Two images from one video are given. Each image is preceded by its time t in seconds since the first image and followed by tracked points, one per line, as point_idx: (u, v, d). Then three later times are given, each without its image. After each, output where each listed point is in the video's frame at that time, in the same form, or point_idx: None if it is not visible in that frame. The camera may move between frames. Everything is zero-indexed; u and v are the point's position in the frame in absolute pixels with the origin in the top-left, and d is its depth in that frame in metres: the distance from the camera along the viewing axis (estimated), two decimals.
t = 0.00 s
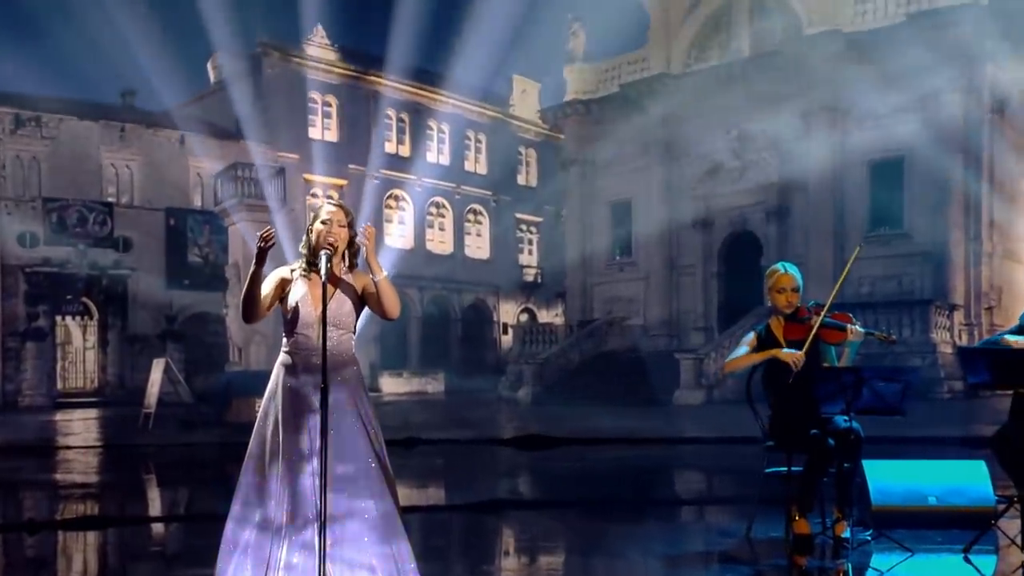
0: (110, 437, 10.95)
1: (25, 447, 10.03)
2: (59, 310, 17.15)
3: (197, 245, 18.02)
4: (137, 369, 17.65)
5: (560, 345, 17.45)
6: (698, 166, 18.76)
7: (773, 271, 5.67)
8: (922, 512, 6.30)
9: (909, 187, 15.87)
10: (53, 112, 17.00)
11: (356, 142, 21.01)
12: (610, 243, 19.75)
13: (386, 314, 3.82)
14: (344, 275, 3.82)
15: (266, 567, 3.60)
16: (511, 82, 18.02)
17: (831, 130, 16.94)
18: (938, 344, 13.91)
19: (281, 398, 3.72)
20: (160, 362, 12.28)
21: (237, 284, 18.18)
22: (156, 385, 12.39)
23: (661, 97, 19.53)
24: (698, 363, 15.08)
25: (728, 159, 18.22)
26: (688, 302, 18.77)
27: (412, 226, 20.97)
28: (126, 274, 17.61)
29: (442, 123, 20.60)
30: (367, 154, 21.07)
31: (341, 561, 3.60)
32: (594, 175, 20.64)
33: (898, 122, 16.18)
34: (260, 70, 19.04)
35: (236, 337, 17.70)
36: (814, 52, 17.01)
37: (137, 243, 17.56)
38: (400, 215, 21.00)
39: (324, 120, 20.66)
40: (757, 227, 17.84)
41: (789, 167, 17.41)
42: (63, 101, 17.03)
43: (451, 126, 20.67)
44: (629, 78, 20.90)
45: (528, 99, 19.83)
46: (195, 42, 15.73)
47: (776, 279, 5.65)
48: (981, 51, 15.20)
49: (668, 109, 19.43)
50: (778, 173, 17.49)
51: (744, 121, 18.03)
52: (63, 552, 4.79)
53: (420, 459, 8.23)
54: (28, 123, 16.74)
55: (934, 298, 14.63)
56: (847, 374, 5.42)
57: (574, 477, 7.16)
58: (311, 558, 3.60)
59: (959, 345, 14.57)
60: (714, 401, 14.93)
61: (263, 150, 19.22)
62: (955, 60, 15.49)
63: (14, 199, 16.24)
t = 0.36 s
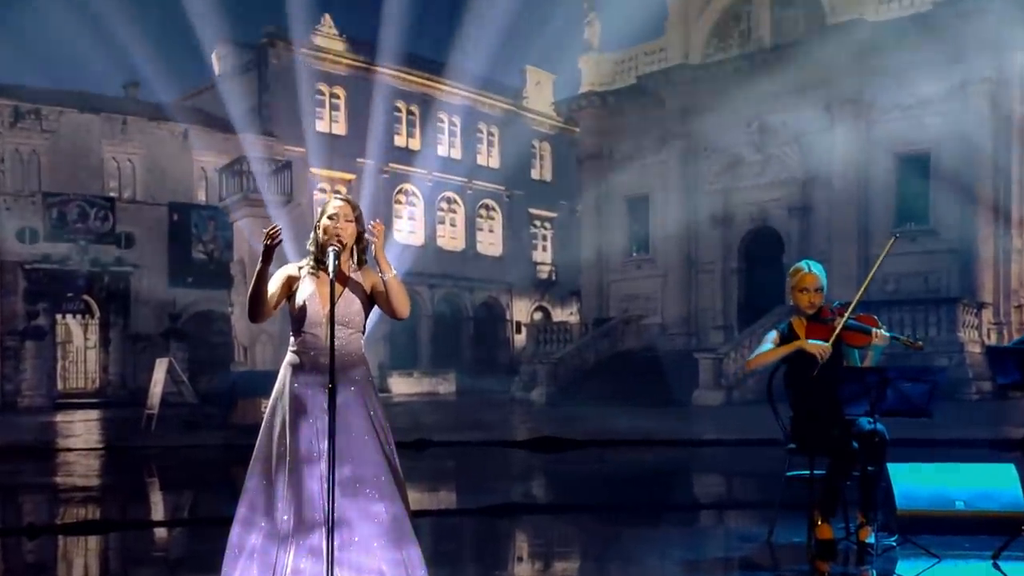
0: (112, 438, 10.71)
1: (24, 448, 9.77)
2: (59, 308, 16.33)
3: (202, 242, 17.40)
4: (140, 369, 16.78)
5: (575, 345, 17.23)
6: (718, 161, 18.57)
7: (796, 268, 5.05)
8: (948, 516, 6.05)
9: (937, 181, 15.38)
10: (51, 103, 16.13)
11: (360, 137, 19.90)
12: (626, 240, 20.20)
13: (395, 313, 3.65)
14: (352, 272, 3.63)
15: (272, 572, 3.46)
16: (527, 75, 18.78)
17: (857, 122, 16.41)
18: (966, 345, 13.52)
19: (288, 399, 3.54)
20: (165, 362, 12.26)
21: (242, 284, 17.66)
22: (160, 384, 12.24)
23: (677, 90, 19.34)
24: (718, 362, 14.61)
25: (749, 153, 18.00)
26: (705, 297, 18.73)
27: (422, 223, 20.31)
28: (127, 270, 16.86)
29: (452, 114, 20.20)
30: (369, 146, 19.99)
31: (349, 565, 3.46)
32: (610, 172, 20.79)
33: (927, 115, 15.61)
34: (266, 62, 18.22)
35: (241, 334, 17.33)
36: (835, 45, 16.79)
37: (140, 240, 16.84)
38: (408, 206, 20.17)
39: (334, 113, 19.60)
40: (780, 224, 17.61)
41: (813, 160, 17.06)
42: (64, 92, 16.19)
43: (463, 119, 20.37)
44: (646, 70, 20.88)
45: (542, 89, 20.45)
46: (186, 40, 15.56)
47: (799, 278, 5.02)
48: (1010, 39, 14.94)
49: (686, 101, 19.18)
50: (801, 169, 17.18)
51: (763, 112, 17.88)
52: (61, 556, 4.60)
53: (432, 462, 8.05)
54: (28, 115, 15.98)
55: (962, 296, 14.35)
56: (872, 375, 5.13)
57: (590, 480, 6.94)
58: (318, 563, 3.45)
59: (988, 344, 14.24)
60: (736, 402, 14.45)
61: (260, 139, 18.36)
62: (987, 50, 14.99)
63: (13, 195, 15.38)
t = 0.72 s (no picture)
0: (112, 440, 10.60)
1: (23, 450, 9.68)
2: (57, 306, 16.93)
3: (203, 238, 17.88)
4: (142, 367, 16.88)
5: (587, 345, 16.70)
6: (737, 157, 17.82)
7: (820, 266, 4.73)
8: (974, 524, 5.73)
9: (962, 178, 14.84)
10: (50, 97, 16.97)
11: (370, 130, 20.23)
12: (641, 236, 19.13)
13: (401, 319, 3.48)
14: (359, 271, 3.46)
15: None
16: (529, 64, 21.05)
17: (880, 117, 15.74)
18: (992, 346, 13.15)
19: (292, 400, 3.37)
20: (163, 363, 11.39)
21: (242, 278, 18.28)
22: (160, 387, 11.50)
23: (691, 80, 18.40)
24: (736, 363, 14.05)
25: (768, 148, 17.36)
26: (723, 296, 17.85)
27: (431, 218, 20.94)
28: (126, 267, 17.61)
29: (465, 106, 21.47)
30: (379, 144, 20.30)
31: None
32: (625, 169, 19.59)
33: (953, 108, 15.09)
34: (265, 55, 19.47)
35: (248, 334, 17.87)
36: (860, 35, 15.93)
37: (139, 236, 17.81)
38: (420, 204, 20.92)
39: (338, 105, 19.90)
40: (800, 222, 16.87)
41: (833, 156, 16.40)
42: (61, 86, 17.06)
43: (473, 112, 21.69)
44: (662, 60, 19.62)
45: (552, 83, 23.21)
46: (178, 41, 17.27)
47: (823, 276, 4.70)
48: None
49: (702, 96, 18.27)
50: (821, 162, 16.57)
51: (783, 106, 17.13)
52: (56, 564, 4.41)
53: (441, 466, 7.92)
54: (25, 108, 16.80)
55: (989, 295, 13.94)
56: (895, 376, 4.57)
57: (604, 484, 6.72)
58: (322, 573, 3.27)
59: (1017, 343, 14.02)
60: (752, 405, 14.04)
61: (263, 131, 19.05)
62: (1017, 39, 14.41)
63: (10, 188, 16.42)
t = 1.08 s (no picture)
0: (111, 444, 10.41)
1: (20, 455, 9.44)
2: (53, 305, 16.51)
3: (205, 234, 17.66)
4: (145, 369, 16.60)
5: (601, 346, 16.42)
6: (756, 151, 17.48)
7: (851, 262, 4.43)
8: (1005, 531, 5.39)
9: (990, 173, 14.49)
10: (46, 89, 16.13)
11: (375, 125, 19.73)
12: (657, 234, 18.94)
13: (403, 328, 3.29)
14: (365, 270, 3.30)
15: None
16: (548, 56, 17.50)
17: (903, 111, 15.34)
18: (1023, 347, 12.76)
19: (298, 400, 3.22)
20: (164, 364, 11.31)
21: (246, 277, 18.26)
22: (161, 388, 11.43)
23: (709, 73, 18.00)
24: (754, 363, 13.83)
25: (788, 142, 16.96)
26: (743, 297, 17.49)
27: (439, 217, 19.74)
28: (126, 266, 17.21)
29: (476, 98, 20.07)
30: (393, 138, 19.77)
31: None
32: (641, 162, 19.40)
33: (980, 102, 14.68)
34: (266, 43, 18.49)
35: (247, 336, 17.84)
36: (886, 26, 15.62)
37: (138, 233, 17.17)
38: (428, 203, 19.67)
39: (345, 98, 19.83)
40: (823, 218, 16.55)
41: (855, 151, 16.04)
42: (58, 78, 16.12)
43: (482, 105, 20.22)
44: (679, 50, 19.34)
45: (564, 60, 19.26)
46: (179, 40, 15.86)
47: (852, 272, 4.41)
48: None
49: (720, 88, 17.92)
50: (844, 158, 16.22)
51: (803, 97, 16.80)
52: (50, 570, 4.27)
53: (452, 470, 7.75)
54: (20, 99, 15.98)
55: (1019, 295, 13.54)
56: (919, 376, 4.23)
57: (617, 489, 6.54)
58: None
59: None
60: (772, 408, 13.78)
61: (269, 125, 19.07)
62: None
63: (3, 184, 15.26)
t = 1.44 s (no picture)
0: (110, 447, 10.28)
1: (17, 458, 9.37)
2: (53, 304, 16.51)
3: (207, 232, 17.76)
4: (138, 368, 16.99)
5: (617, 346, 15.95)
6: (774, 145, 16.66)
7: (886, 259, 4.13)
8: None
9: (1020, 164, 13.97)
10: (42, 82, 16.54)
11: (382, 118, 19.70)
12: (673, 229, 18.28)
13: (406, 335, 3.14)
14: (373, 267, 3.14)
15: None
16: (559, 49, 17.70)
17: (930, 105, 14.71)
18: None
19: (304, 405, 3.07)
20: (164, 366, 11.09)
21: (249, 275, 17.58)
22: (161, 391, 11.11)
23: (729, 63, 17.03)
24: (774, 367, 13.42)
25: (810, 136, 16.15)
26: (762, 295, 16.87)
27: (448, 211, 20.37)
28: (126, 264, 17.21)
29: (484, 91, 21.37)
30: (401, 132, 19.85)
31: None
32: (657, 157, 18.60)
33: (1007, 94, 14.15)
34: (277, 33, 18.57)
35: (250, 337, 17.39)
36: (908, 16, 14.91)
37: (138, 229, 17.41)
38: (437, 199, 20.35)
39: (352, 91, 19.44)
40: (845, 215, 15.80)
41: (881, 144, 15.34)
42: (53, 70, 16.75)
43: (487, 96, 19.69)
44: (696, 41, 18.51)
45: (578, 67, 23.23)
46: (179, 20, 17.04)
47: (889, 271, 4.10)
48: None
49: (738, 77, 17.04)
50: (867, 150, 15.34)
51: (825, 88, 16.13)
52: None
53: (460, 474, 7.61)
54: (17, 92, 16.37)
55: None
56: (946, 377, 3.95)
57: (630, 495, 6.35)
58: None
59: None
60: (794, 410, 13.29)
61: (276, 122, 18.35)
62: None
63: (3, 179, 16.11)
